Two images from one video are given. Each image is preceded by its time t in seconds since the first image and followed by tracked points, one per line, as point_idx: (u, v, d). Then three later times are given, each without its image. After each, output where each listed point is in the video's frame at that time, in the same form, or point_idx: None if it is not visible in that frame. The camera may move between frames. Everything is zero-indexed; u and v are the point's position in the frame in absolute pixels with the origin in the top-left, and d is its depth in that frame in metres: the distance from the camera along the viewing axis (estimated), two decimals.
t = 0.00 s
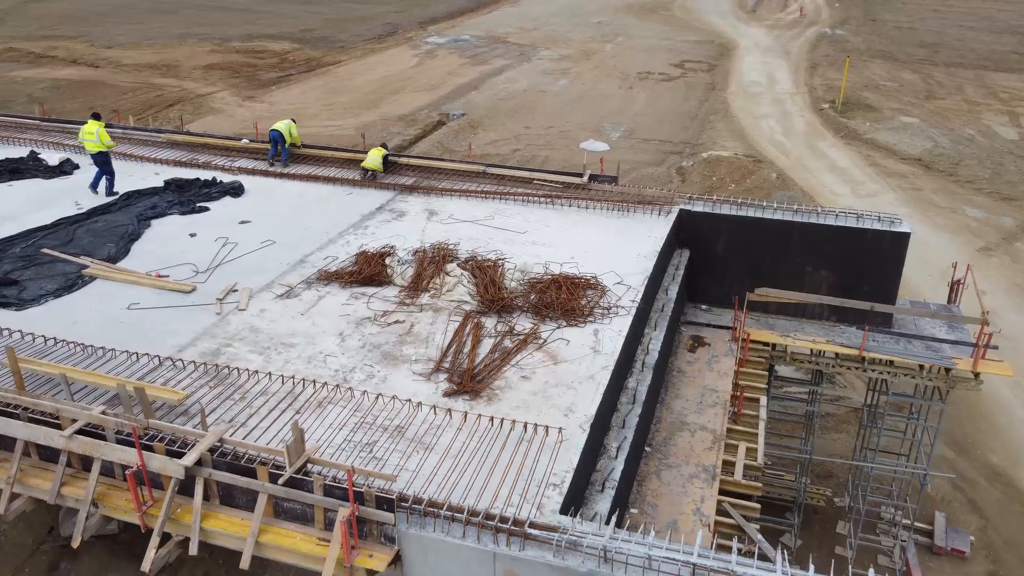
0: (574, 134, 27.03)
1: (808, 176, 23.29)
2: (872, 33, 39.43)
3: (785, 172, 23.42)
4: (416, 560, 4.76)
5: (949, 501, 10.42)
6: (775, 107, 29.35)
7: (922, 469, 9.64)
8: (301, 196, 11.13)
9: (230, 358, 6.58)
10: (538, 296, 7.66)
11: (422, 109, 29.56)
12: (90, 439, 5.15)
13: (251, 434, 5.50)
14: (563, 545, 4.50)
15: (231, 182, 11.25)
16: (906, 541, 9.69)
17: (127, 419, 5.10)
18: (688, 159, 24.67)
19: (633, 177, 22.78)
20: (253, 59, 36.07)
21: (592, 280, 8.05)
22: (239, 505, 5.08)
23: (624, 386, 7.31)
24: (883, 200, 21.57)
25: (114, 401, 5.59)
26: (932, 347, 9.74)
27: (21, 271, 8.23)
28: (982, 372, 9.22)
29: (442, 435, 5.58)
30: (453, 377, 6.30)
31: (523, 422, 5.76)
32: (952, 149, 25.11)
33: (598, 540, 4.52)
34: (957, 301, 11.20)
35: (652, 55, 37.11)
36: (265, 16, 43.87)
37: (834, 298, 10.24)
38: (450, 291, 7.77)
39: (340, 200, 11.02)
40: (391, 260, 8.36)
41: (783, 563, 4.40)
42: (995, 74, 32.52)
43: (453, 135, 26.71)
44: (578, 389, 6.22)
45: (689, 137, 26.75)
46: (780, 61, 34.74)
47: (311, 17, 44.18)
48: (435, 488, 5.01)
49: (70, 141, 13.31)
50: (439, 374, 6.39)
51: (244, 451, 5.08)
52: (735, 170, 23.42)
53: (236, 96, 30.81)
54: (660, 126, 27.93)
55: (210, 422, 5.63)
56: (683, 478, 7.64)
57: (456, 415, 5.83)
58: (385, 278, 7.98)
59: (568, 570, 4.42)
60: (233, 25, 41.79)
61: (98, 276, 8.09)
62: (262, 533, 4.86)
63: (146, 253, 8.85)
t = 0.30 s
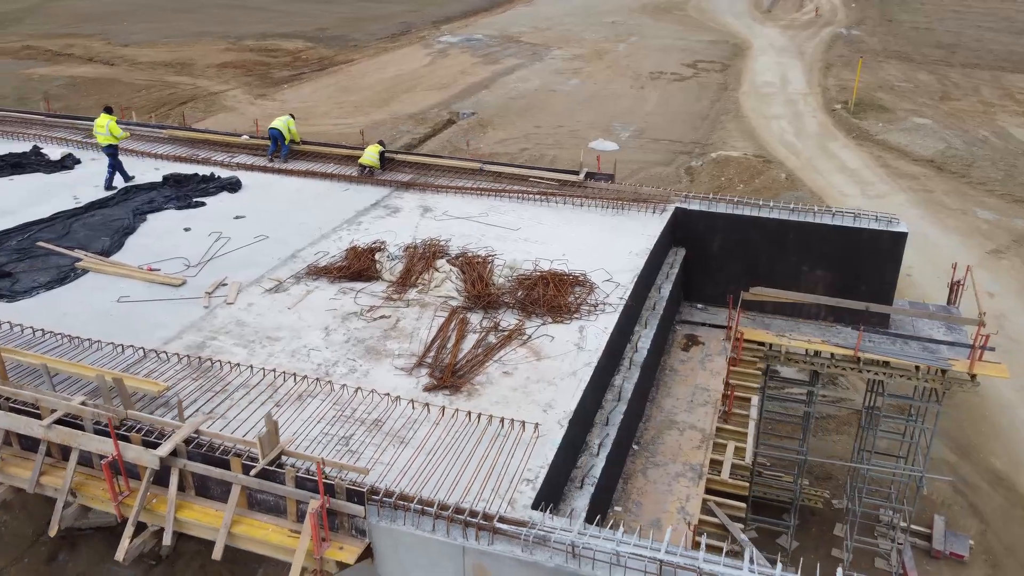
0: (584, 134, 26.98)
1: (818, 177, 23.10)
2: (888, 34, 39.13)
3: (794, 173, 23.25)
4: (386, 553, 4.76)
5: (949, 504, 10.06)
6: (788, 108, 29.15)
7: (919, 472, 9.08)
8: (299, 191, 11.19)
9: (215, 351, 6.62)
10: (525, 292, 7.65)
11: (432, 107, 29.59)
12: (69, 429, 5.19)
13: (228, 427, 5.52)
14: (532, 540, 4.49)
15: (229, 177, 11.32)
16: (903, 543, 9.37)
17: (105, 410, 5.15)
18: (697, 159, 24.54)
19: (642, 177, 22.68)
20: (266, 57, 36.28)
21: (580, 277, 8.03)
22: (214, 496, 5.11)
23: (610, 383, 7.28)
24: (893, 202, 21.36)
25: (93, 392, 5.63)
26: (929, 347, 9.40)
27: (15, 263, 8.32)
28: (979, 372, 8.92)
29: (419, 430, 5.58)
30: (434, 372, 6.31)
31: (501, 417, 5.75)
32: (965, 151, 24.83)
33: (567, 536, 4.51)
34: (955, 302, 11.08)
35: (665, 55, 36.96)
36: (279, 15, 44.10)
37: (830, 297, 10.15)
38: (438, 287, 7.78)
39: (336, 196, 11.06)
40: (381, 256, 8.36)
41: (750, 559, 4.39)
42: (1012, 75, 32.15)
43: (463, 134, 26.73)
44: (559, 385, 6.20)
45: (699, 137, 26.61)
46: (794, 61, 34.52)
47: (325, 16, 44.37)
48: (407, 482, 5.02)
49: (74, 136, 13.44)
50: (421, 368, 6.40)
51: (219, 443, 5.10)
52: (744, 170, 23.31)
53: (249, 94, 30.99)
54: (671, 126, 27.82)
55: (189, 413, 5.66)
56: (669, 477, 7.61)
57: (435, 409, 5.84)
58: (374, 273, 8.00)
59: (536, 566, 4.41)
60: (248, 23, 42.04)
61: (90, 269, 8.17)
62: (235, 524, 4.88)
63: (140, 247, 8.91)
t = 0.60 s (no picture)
0: (594, 133, 26.91)
1: (827, 178, 22.91)
2: (904, 35, 38.78)
3: (804, 173, 23.08)
4: (359, 545, 4.76)
5: (952, 509, 9.72)
6: (800, 108, 28.94)
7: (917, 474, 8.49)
8: (296, 187, 11.24)
9: (201, 343, 6.66)
10: (514, 288, 7.65)
11: (443, 106, 29.60)
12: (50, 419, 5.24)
13: (209, 419, 5.56)
14: (502, 533, 4.49)
15: (227, 173, 11.38)
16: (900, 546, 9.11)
17: (85, 400, 5.19)
18: (707, 159, 24.41)
19: (650, 177, 22.60)
20: (280, 56, 36.46)
21: (570, 274, 8.01)
22: (190, 487, 5.15)
23: (596, 380, 7.26)
24: (902, 203, 21.15)
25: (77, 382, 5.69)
26: (925, 349, 8.78)
27: (11, 256, 8.41)
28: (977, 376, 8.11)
29: (398, 424, 5.59)
30: (417, 366, 6.32)
31: (480, 412, 5.75)
32: (978, 153, 24.55)
33: (537, 530, 4.51)
34: (955, 304, 10.96)
35: (678, 55, 36.82)
36: (294, 14, 44.29)
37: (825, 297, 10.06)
38: (427, 282, 7.79)
39: (333, 191, 11.12)
40: (371, 252, 8.38)
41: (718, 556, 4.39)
42: None
43: (472, 133, 26.74)
44: (541, 380, 6.20)
45: (710, 137, 26.46)
46: (808, 62, 34.30)
47: (339, 15, 44.55)
48: (382, 476, 5.02)
49: (78, 132, 13.55)
50: (404, 363, 6.41)
51: (197, 434, 5.14)
52: (753, 170, 23.18)
53: (261, 92, 31.15)
54: (681, 125, 27.69)
55: (171, 404, 5.70)
56: (656, 475, 7.58)
57: (414, 403, 5.85)
58: (364, 269, 8.02)
59: (505, 559, 4.41)
60: (263, 22, 42.26)
61: (84, 262, 8.24)
62: (210, 515, 4.92)
63: (135, 241, 8.99)
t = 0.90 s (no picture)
0: (605, 133, 26.86)
1: (838, 178, 22.73)
2: (922, 35, 38.40)
3: (814, 173, 22.92)
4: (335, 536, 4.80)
5: (954, 513, 9.55)
6: (813, 108, 28.73)
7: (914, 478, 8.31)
8: (296, 182, 11.31)
9: (190, 335, 6.72)
10: (504, 284, 7.65)
11: (455, 105, 29.63)
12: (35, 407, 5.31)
13: (192, 409, 5.60)
14: (474, 525, 4.49)
15: (228, 168, 11.47)
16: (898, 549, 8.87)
17: (68, 389, 5.26)
18: (718, 159, 24.28)
19: (660, 177, 22.51)
20: (295, 54, 36.66)
21: (561, 271, 8.00)
22: (171, 476, 5.22)
23: (584, 376, 7.25)
24: (914, 204, 20.94)
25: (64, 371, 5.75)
26: (924, 349, 8.48)
27: (10, 247, 8.51)
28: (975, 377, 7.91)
29: (378, 416, 5.61)
30: (401, 359, 6.35)
31: (461, 406, 5.76)
32: (993, 154, 24.27)
33: (510, 523, 4.51)
34: (956, 305, 10.83)
35: (692, 54, 36.68)
36: (309, 13, 44.52)
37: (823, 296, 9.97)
38: (417, 277, 7.81)
39: (332, 187, 11.18)
40: (364, 247, 8.41)
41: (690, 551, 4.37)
42: None
43: (483, 132, 26.75)
44: (524, 375, 6.20)
45: (721, 137, 26.31)
46: (824, 62, 34.03)
47: (355, 14, 44.73)
48: (358, 467, 5.04)
49: (84, 127, 13.69)
50: (389, 357, 6.44)
51: (177, 423, 5.19)
52: (763, 170, 23.05)
53: (275, 90, 31.34)
54: (693, 125, 27.57)
55: (156, 395, 5.76)
56: (644, 473, 7.58)
57: (396, 396, 5.88)
58: (356, 263, 8.06)
59: (476, 551, 4.42)
60: (278, 21, 42.51)
61: (81, 254, 8.33)
62: (188, 504, 4.98)
63: (133, 235, 9.08)
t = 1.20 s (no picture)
0: (616, 132, 26.78)
1: (850, 179, 22.53)
2: (941, 36, 37.98)
3: (826, 174, 22.73)
4: (313, 527, 4.84)
5: (955, 516, 9.42)
6: (828, 109, 28.50)
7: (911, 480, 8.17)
8: (296, 177, 11.38)
9: (180, 326, 6.79)
10: (495, 279, 7.66)
11: (467, 104, 29.65)
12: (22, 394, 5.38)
13: (177, 399, 5.66)
14: (448, 517, 4.51)
15: (230, 163, 11.55)
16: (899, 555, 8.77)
17: (54, 377, 5.33)
18: (729, 159, 24.15)
19: (669, 176, 22.41)
20: (309, 53, 36.84)
21: (553, 267, 8.01)
22: (153, 464, 5.30)
23: (573, 372, 7.24)
24: (926, 206, 20.71)
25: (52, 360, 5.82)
26: (922, 350, 8.32)
27: (11, 239, 8.63)
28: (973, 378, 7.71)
29: (361, 408, 5.64)
30: (388, 353, 6.38)
31: (444, 399, 5.78)
32: (1009, 156, 23.95)
33: (484, 514, 4.53)
34: (958, 305, 10.69)
35: (707, 54, 36.49)
36: (325, 12, 44.74)
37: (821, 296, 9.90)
38: (409, 271, 7.83)
39: (332, 182, 11.24)
40: (358, 241, 8.45)
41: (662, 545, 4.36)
42: None
43: (494, 130, 26.76)
44: (509, 369, 6.21)
45: (734, 137, 26.16)
46: (839, 63, 33.74)
47: (370, 13, 44.90)
48: (337, 458, 5.07)
49: (91, 122, 13.84)
50: (376, 350, 6.47)
51: (160, 412, 5.24)
52: (774, 171, 22.90)
53: (288, 88, 31.52)
54: (705, 125, 27.44)
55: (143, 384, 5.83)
56: (633, 469, 7.58)
57: (379, 388, 5.90)
58: (349, 257, 8.09)
59: (450, 542, 4.43)
60: (294, 20, 42.75)
61: (79, 247, 8.43)
62: (169, 492, 5.05)
63: (132, 228, 9.17)
